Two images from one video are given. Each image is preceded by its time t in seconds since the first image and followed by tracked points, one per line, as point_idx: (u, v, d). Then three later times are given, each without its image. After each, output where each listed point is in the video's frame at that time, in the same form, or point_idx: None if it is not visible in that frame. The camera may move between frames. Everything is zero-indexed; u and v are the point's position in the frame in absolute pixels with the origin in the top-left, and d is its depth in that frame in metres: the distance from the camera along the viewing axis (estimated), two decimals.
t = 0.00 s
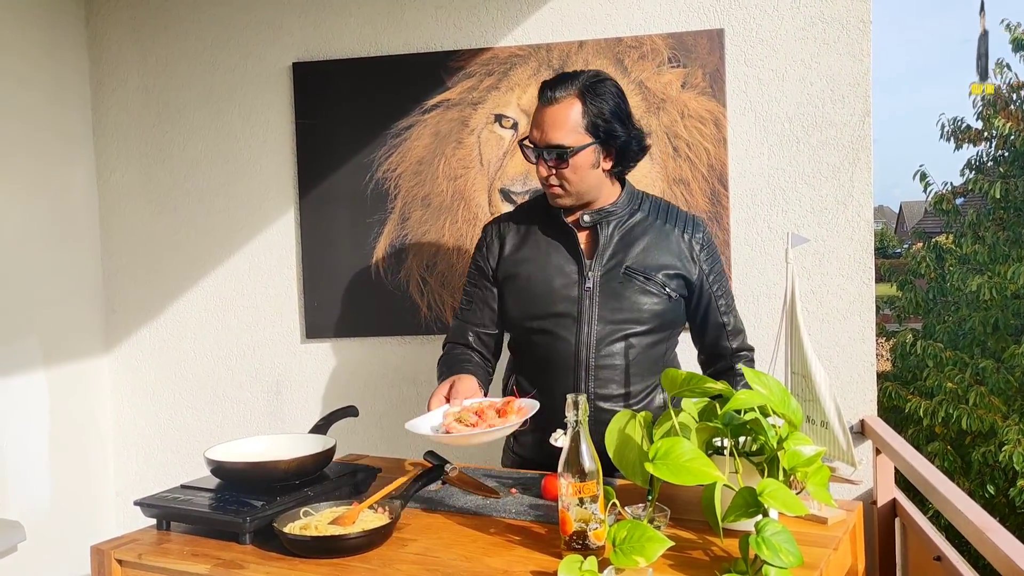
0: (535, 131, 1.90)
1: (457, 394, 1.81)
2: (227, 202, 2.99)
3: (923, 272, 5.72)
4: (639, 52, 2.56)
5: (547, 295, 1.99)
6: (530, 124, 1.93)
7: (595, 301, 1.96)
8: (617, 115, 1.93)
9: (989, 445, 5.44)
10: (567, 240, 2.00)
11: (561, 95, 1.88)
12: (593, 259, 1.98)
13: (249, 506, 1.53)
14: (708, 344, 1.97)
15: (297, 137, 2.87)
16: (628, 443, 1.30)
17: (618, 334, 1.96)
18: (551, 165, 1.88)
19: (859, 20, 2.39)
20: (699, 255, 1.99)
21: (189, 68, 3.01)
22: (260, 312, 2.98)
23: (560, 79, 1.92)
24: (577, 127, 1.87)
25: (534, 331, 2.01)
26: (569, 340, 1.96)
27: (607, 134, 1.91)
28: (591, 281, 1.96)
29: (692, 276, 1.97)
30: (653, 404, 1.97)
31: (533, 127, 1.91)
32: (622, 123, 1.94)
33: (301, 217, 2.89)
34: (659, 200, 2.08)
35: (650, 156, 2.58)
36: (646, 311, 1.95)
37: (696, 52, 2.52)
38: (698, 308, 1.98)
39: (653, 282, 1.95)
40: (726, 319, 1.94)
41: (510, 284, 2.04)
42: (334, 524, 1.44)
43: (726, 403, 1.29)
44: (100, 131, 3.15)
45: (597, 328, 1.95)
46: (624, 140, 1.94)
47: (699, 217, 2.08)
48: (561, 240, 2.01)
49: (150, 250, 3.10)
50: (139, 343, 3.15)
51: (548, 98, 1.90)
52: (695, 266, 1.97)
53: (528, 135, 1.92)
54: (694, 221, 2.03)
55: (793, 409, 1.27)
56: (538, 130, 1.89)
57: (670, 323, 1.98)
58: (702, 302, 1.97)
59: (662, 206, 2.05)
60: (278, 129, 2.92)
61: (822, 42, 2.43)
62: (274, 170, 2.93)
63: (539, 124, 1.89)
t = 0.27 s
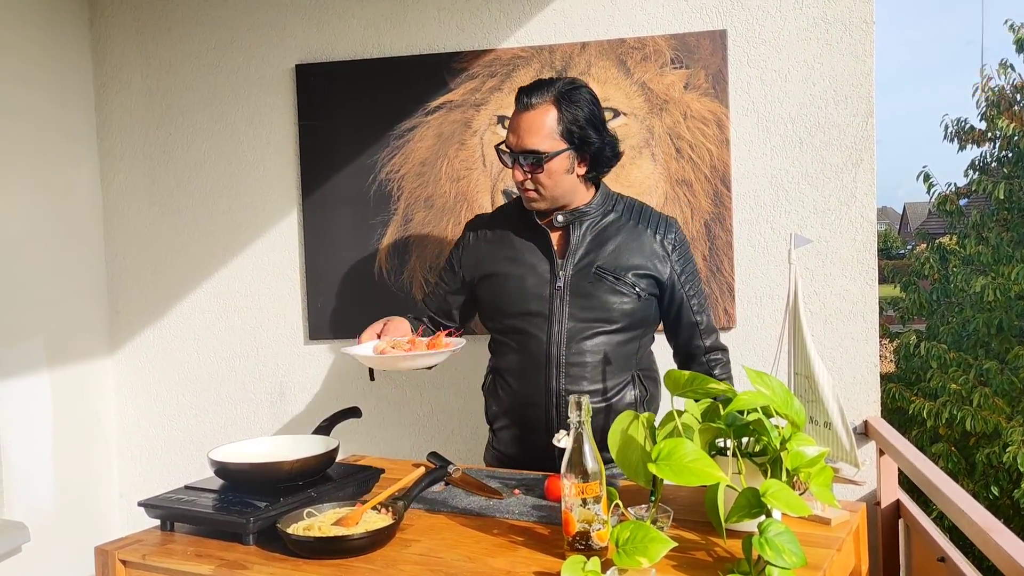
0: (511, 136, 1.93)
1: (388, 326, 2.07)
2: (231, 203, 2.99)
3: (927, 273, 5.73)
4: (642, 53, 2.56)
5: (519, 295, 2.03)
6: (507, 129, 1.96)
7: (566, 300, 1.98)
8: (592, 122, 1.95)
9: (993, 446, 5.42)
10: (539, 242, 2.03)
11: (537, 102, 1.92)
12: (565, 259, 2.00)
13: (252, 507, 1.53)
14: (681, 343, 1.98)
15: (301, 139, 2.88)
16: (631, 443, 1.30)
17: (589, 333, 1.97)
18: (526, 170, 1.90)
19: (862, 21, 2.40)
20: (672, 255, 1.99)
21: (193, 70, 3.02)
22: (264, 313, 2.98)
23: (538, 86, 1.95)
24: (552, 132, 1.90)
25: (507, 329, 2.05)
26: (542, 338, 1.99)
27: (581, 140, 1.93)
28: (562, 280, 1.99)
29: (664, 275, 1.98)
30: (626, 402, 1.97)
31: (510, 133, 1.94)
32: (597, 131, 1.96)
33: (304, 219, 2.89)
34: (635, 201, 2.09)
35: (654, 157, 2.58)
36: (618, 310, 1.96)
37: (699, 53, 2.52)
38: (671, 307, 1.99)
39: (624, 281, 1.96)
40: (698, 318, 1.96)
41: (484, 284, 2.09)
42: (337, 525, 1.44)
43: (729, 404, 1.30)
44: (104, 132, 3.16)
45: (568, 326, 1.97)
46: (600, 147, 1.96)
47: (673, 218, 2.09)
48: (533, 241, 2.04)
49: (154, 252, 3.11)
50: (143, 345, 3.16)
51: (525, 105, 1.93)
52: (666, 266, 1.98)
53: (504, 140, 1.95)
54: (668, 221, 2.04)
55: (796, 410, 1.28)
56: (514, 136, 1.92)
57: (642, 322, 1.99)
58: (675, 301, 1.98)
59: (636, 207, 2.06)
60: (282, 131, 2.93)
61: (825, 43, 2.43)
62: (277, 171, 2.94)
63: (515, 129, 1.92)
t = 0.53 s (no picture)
0: (487, 149, 1.94)
1: (315, 321, 2.08)
2: (233, 206, 3.00)
3: (929, 275, 5.67)
4: (644, 56, 2.56)
5: (493, 300, 2.07)
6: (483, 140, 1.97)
7: (540, 305, 2.02)
8: (567, 134, 1.97)
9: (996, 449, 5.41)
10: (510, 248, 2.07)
11: (514, 115, 1.92)
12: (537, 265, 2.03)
13: (255, 509, 1.53)
14: (655, 341, 2.03)
15: (303, 142, 2.89)
16: (633, 446, 1.30)
17: (563, 335, 2.01)
18: (503, 182, 1.93)
19: (864, 24, 2.40)
20: (641, 256, 2.03)
21: (195, 74, 3.03)
22: (267, 316, 2.98)
23: (514, 97, 1.95)
24: (528, 146, 1.91)
25: (483, 333, 2.09)
26: (518, 343, 2.03)
27: (557, 154, 1.95)
28: (535, 285, 2.02)
29: (634, 276, 2.02)
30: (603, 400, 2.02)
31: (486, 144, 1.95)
32: (572, 144, 1.98)
33: (306, 222, 2.90)
34: (605, 204, 2.12)
35: (656, 160, 2.58)
36: (592, 312, 2.01)
37: (701, 56, 2.52)
38: (643, 306, 2.04)
39: (596, 284, 2.00)
40: (671, 316, 2.00)
41: (460, 290, 2.14)
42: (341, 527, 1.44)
43: (732, 406, 1.30)
44: (106, 136, 3.17)
45: (542, 330, 2.01)
46: (574, 159, 1.98)
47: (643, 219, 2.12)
48: (504, 247, 2.07)
49: (156, 256, 3.11)
50: (146, 348, 3.16)
51: (502, 117, 1.93)
52: (637, 268, 2.02)
53: (481, 151, 1.96)
54: (637, 222, 2.07)
55: (798, 412, 1.28)
56: (491, 148, 1.93)
57: (616, 322, 2.03)
58: (646, 301, 2.03)
59: (607, 211, 2.09)
60: (284, 134, 2.93)
61: (827, 46, 2.44)
62: (280, 175, 2.94)
63: (492, 142, 1.93)
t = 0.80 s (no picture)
0: (473, 160, 1.93)
1: (281, 332, 2.03)
2: (234, 209, 3.00)
3: (929, 278, 5.77)
4: (645, 59, 2.57)
5: (477, 302, 2.07)
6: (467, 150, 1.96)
7: (523, 307, 2.02)
8: (550, 143, 1.98)
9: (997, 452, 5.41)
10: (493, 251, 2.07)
11: (499, 126, 1.91)
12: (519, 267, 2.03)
13: (256, 512, 1.53)
14: (637, 339, 2.04)
15: (304, 145, 2.89)
16: (635, 448, 1.30)
17: (546, 336, 2.02)
18: (489, 193, 1.92)
19: (864, 27, 2.41)
20: (622, 256, 2.04)
21: (196, 77, 3.03)
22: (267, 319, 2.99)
23: (498, 107, 1.95)
24: (515, 158, 1.91)
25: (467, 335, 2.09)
26: (502, 344, 2.03)
27: (542, 165, 1.96)
28: (517, 287, 2.03)
29: (615, 276, 2.03)
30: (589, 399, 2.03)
31: (471, 155, 1.94)
32: (556, 154, 2.00)
33: (307, 225, 2.90)
34: (586, 206, 2.13)
35: (657, 163, 2.59)
36: (574, 313, 2.02)
37: (702, 59, 2.52)
38: (625, 306, 2.05)
39: (578, 285, 2.01)
40: (651, 315, 2.01)
41: (444, 292, 2.14)
42: (342, 530, 1.44)
43: (733, 409, 1.30)
44: (107, 139, 3.17)
45: (526, 331, 2.02)
46: (557, 169, 2.00)
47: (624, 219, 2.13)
48: (487, 250, 2.08)
49: (157, 259, 3.12)
50: (146, 351, 3.16)
51: (487, 128, 1.93)
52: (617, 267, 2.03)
53: (466, 162, 1.95)
54: (617, 222, 2.08)
55: (799, 414, 1.28)
56: (478, 160, 1.92)
57: (598, 322, 2.04)
58: (628, 300, 2.04)
59: (588, 213, 2.10)
60: (285, 137, 2.94)
61: (827, 49, 2.44)
62: (281, 178, 2.95)
63: (478, 153, 1.92)
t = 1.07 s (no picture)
0: (468, 165, 1.92)
1: (267, 346, 1.90)
2: (234, 211, 3.00)
3: (929, 279, 5.75)
4: (645, 61, 2.57)
5: (472, 304, 2.06)
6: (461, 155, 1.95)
7: (518, 307, 2.02)
8: (544, 148, 1.98)
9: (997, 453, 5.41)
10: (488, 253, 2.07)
11: (495, 132, 1.91)
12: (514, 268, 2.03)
13: (256, 514, 1.53)
14: (630, 340, 2.05)
15: (304, 147, 2.89)
16: (635, 450, 1.30)
17: (541, 337, 2.02)
18: (485, 198, 1.92)
19: (864, 28, 2.41)
20: (615, 257, 2.05)
21: (196, 79, 3.03)
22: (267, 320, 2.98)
23: (493, 112, 1.94)
24: (510, 163, 1.91)
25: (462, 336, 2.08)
26: (497, 345, 2.03)
27: (537, 171, 1.96)
28: (512, 287, 2.02)
29: (608, 277, 2.04)
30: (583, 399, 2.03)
31: (466, 160, 1.93)
32: (550, 159, 2.00)
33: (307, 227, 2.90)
34: (578, 208, 2.14)
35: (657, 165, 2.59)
36: (568, 313, 2.02)
37: (702, 61, 2.52)
38: (617, 306, 2.06)
39: (572, 285, 2.01)
40: (644, 316, 2.03)
41: (439, 294, 2.13)
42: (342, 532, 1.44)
43: (733, 411, 1.30)
44: (107, 141, 3.17)
45: (520, 332, 2.02)
46: (551, 174, 2.00)
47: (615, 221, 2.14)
48: (482, 251, 2.07)
49: (157, 261, 3.12)
50: (146, 352, 3.16)
51: (482, 133, 1.92)
52: (611, 268, 2.04)
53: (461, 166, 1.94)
54: (610, 224, 2.09)
55: (800, 416, 1.28)
56: (473, 165, 1.91)
57: (592, 322, 2.05)
58: (621, 300, 2.05)
59: (580, 215, 2.11)
60: (285, 139, 2.94)
61: (827, 51, 2.44)
62: (281, 179, 2.95)
63: (473, 158, 1.91)
